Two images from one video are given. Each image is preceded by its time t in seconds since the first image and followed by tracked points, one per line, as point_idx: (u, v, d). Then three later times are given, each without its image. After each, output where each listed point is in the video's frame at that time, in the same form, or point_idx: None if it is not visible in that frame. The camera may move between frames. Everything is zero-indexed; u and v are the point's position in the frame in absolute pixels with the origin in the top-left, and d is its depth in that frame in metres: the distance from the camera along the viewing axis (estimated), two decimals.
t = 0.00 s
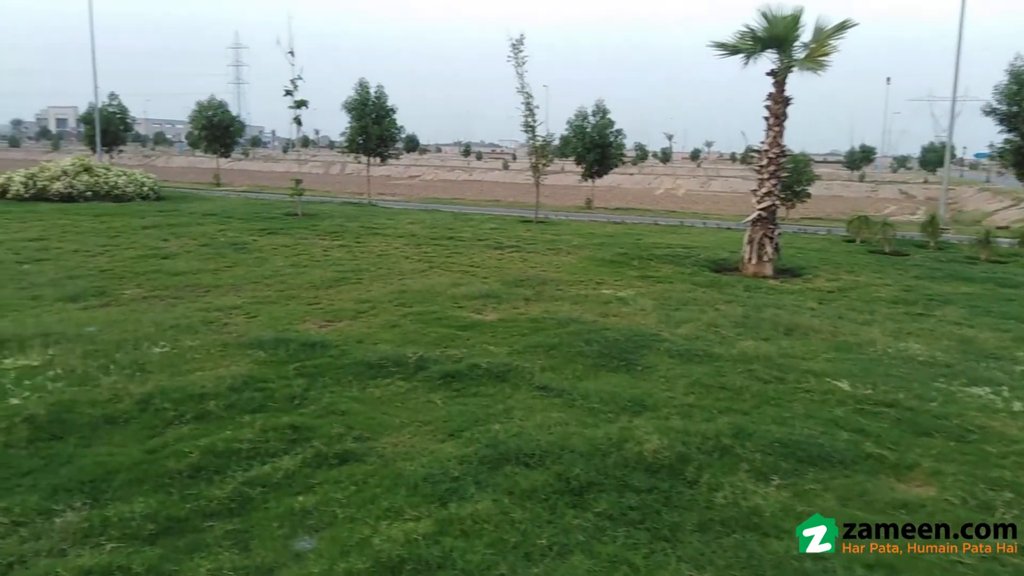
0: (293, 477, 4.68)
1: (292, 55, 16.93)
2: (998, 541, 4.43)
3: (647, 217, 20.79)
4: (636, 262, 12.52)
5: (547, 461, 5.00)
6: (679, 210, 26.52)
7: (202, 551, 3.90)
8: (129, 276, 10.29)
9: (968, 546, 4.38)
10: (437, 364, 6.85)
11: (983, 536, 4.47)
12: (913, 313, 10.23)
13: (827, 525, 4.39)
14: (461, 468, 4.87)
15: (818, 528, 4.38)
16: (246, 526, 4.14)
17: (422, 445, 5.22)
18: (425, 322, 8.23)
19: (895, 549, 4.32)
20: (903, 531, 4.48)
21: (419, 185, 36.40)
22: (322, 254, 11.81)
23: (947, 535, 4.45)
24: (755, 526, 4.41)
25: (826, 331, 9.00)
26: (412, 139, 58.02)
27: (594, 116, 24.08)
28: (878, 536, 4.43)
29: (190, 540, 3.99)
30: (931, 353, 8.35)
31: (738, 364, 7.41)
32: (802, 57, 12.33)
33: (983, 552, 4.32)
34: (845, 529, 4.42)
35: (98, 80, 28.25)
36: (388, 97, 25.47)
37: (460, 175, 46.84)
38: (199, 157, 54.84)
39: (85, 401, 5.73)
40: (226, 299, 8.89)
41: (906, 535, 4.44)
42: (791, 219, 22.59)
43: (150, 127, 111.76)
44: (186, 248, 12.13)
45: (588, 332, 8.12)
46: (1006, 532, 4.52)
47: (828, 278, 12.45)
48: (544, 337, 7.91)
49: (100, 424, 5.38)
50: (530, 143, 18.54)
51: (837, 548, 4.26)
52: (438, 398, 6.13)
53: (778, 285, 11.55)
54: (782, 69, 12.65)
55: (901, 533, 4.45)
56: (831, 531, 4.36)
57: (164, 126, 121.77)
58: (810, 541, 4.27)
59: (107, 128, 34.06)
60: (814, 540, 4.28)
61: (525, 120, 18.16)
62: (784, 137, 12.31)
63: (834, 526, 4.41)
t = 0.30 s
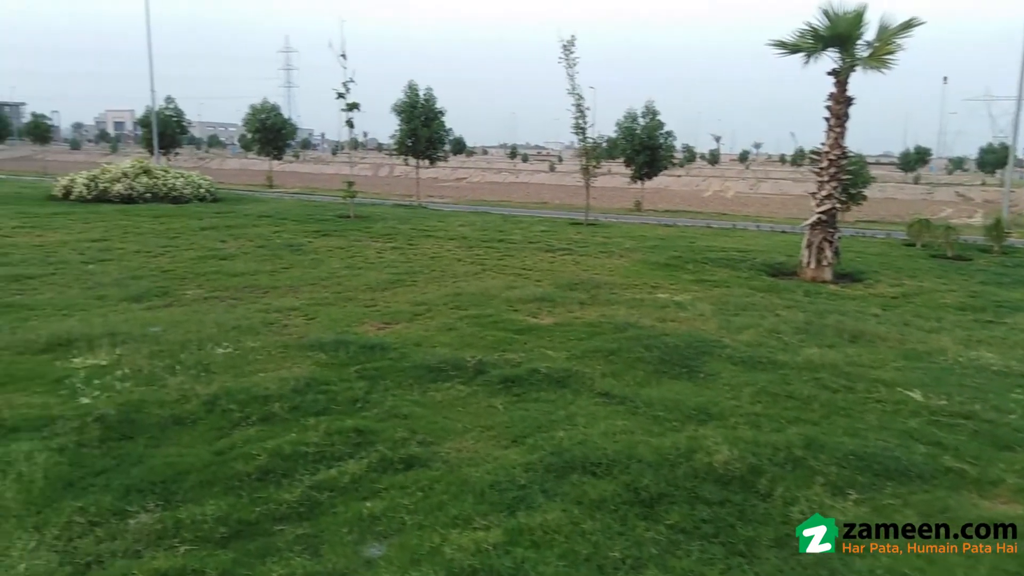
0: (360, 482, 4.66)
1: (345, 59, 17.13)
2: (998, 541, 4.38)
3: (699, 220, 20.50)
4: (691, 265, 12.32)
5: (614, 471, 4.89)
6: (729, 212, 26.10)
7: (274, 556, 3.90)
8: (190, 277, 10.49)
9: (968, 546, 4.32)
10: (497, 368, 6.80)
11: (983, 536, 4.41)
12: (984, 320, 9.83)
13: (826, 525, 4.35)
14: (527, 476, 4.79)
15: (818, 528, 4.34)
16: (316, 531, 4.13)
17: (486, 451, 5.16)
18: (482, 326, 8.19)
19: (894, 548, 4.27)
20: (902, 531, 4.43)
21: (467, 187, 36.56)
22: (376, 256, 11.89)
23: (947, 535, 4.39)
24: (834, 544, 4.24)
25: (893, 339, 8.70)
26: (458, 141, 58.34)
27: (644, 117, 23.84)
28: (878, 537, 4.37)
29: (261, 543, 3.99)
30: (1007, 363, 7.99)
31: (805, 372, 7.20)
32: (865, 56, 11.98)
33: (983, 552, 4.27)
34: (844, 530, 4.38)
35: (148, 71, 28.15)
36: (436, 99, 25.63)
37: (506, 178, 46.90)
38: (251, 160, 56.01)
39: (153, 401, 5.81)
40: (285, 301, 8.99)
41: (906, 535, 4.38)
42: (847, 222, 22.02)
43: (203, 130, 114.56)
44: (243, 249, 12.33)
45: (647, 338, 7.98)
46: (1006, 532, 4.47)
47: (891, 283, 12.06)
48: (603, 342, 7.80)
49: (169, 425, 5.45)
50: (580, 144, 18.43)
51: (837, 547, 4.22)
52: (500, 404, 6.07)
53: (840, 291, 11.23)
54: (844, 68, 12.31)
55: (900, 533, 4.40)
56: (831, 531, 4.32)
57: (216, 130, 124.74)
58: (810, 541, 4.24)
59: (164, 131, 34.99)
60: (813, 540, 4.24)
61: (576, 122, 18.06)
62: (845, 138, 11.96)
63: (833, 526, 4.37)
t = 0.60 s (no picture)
0: (426, 488, 4.63)
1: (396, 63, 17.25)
2: (998, 541, 4.35)
3: (753, 224, 20.09)
4: (749, 272, 12.05)
5: (684, 483, 4.76)
6: (784, 217, 25.54)
7: (344, 562, 3.88)
8: (248, 279, 10.65)
9: (969, 547, 4.28)
10: (557, 375, 6.71)
11: (984, 536, 4.37)
12: None
13: (826, 524, 4.32)
14: (594, 487, 4.69)
15: (818, 527, 4.31)
16: (384, 537, 4.10)
17: (550, 460, 5.07)
18: (539, 331, 8.11)
19: (895, 549, 4.22)
20: (903, 530, 4.38)
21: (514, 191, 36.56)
22: (429, 259, 11.91)
23: (948, 535, 4.35)
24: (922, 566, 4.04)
25: (968, 350, 8.33)
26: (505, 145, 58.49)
27: (696, 120, 23.50)
28: (878, 536, 4.33)
29: (331, 549, 3.97)
30: None
31: (877, 384, 6.94)
32: (932, 56, 11.53)
33: (984, 553, 4.23)
34: (845, 530, 4.34)
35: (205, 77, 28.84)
36: (485, 103, 25.69)
37: (553, 181, 46.80)
38: (302, 164, 56.99)
39: (219, 402, 5.87)
40: (343, 303, 9.05)
41: (906, 535, 4.34)
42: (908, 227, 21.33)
43: (255, 133, 116.95)
44: (299, 252, 12.48)
45: (708, 346, 7.80)
46: (1005, 532, 4.44)
47: (960, 292, 11.60)
48: (664, 349, 7.64)
49: (236, 426, 5.49)
50: (632, 148, 18.22)
51: (838, 548, 4.18)
52: (563, 411, 5.98)
53: (907, 299, 10.84)
54: (909, 69, 11.86)
55: (901, 533, 4.36)
56: (831, 531, 4.28)
57: (267, 133, 127.40)
58: (810, 541, 4.20)
59: (220, 135, 35.82)
60: (813, 540, 4.21)
61: (628, 125, 17.87)
62: (910, 141, 11.55)
63: (833, 526, 4.33)
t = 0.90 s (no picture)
0: (491, 496, 4.57)
1: (448, 67, 17.36)
2: (998, 541, 4.28)
3: (807, 230, 19.64)
4: (808, 278, 11.76)
5: (756, 497, 4.62)
6: (839, 222, 24.92)
7: (413, 568, 3.84)
8: (303, 281, 10.77)
9: (969, 546, 4.22)
10: (616, 383, 6.60)
11: (984, 536, 4.30)
12: None
13: (826, 524, 4.27)
14: (662, 499, 4.58)
15: (818, 527, 4.25)
16: (452, 545, 4.06)
17: (615, 469, 4.97)
18: (596, 337, 8.00)
19: (895, 549, 4.18)
20: (901, 530, 4.33)
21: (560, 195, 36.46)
22: (480, 263, 11.91)
23: (948, 535, 4.29)
24: None
25: None
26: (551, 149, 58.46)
27: (748, 124, 23.10)
28: (877, 536, 4.29)
29: (400, 555, 3.94)
30: None
31: (952, 398, 6.66)
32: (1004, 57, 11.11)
33: (985, 552, 4.17)
34: (843, 530, 4.29)
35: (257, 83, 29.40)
36: (532, 107, 25.69)
37: (598, 185, 46.56)
38: (349, 168, 57.75)
39: (282, 404, 5.91)
40: (397, 307, 9.08)
41: (905, 535, 4.28)
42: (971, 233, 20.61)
43: (304, 137, 119.02)
44: (351, 255, 12.59)
45: (770, 355, 7.60)
46: (1006, 531, 4.36)
47: None
48: (725, 358, 7.47)
49: (299, 428, 5.52)
50: (684, 152, 17.98)
51: (838, 548, 4.14)
52: (625, 420, 5.87)
53: (976, 308, 10.44)
54: (980, 70, 11.44)
55: (900, 533, 4.30)
56: (831, 531, 4.24)
57: (315, 138, 129.58)
58: (809, 541, 4.16)
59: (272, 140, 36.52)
60: (813, 540, 4.16)
61: (679, 128, 17.65)
62: (980, 146, 11.10)
63: (833, 525, 4.28)
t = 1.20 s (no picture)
0: (554, 503, 4.53)
1: (497, 72, 17.40)
2: (998, 541, 4.28)
3: (861, 236, 19.18)
4: (866, 286, 11.46)
5: (826, 512, 4.49)
6: (894, 228, 24.28)
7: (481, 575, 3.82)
8: (356, 284, 10.87)
9: (968, 546, 4.22)
10: (674, 391, 6.50)
11: (983, 536, 4.30)
12: None
13: (826, 524, 4.28)
14: (730, 511, 4.47)
15: (818, 527, 4.27)
16: (518, 552, 4.02)
17: (679, 480, 4.89)
18: (652, 344, 7.90)
19: (895, 549, 4.18)
20: (901, 529, 4.33)
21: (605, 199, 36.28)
22: (529, 267, 11.89)
23: (947, 534, 4.29)
24: None
25: None
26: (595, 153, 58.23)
27: (802, 127, 22.65)
28: (878, 536, 4.29)
29: (467, 561, 3.92)
30: None
31: None
32: None
33: (984, 553, 4.18)
34: (844, 530, 4.30)
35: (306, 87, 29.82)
36: (580, 111, 25.60)
37: (643, 189, 46.18)
38: (394, 171, 58.30)
39: (342, 406, 5.95)
40: (449, 310, 9.10)
41: (905, 534, 4.29)
42: None
43: (350, 141, 120.59)
44: (402, 258, 12.68)
45: (833, 365, 7.41)
46: (1006, 530, 4.36)
47: None
48: (785, 367, 7.30)
49: (360, 431, 5.55)
50: (735, 156, 17.70)
51: (839, 548, 4.15)
52: (687, 429, 5.76)
53: None
54: None
55: (900, 532, 4.31)
56: (832, 530, 4.25)
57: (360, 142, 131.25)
58: (810, 541, 4.18)
59: (321, 144, 37.05)
60: (813, 539, 4.18)
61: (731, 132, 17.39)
62: None
63: (834, 525, 4.29)
